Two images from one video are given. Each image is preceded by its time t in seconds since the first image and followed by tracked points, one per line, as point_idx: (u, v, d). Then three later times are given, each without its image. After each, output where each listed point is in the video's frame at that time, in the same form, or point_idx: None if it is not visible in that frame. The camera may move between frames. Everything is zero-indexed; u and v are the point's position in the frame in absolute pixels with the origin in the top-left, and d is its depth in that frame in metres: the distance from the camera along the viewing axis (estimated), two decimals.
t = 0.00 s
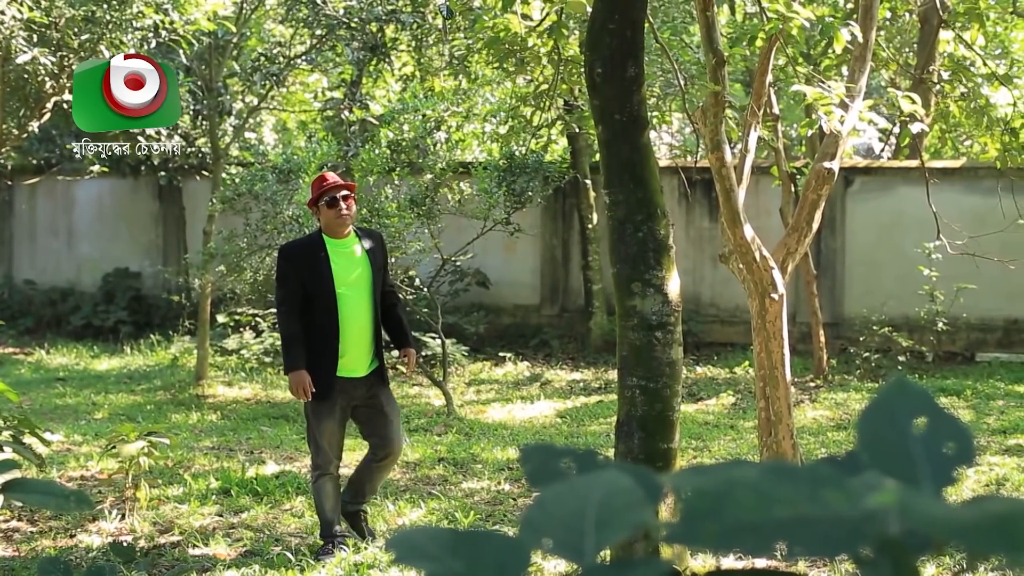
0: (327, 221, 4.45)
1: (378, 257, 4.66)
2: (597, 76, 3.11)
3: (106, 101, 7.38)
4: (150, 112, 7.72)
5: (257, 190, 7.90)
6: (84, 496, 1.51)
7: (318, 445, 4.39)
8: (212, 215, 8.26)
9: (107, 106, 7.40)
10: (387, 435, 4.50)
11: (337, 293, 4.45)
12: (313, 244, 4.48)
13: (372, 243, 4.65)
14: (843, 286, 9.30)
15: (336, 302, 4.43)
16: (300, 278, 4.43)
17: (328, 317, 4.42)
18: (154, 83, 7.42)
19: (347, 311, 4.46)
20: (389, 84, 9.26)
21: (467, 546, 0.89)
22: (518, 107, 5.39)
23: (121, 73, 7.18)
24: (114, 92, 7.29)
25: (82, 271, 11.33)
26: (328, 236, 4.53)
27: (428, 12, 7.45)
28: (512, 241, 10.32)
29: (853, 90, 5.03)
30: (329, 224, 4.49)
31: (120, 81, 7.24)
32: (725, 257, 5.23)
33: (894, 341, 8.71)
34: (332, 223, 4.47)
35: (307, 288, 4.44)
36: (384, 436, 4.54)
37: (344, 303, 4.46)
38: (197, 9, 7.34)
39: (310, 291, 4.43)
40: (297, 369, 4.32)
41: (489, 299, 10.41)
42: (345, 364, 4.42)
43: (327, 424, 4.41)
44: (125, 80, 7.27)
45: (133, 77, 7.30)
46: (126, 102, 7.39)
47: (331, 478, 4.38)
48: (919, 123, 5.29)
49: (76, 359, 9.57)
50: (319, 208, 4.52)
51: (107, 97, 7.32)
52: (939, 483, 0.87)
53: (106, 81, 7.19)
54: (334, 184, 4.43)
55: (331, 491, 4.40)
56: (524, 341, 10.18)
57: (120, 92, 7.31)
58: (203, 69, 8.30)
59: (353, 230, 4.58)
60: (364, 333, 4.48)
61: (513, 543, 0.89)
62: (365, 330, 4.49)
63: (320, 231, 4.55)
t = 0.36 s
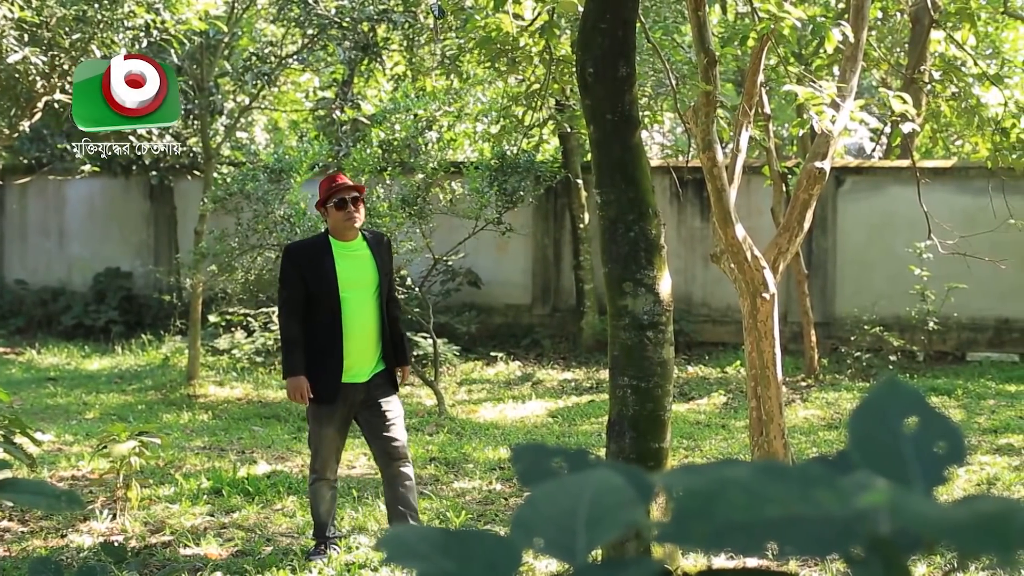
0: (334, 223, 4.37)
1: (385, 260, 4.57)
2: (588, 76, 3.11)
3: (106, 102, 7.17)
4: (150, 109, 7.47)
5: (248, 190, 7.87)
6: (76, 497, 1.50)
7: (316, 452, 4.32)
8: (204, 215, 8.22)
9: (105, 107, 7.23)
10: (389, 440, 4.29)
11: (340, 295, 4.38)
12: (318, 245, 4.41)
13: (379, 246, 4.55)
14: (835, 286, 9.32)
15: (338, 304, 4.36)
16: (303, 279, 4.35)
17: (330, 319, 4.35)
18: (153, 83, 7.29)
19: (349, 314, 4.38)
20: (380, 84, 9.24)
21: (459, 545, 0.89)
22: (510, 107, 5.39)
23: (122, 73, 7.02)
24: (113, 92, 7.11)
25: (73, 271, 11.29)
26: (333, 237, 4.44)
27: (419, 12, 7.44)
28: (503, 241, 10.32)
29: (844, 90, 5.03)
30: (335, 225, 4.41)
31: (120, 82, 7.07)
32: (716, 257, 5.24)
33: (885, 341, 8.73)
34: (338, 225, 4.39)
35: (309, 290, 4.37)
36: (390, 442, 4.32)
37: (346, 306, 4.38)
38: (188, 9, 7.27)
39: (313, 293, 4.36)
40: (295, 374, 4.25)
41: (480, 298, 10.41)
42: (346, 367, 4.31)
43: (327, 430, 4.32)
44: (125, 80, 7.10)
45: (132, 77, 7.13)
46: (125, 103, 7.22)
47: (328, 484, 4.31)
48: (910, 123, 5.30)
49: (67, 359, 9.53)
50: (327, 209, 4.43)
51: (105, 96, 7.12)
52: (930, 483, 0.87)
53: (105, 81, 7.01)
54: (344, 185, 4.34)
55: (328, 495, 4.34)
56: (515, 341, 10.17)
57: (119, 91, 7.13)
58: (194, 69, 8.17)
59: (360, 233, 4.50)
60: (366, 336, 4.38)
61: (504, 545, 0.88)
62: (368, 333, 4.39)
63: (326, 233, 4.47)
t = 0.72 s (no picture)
0: (361, 223, 4.31)
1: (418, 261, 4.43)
2: (578, 75, 3.10)
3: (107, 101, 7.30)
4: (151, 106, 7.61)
5: (238, 189, 7.86)
6: (64, 497, 1.47)
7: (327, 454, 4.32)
8: (193, 215, 8.17)
9: (108, 109, 7.36)
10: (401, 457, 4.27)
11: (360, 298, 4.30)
12: (343, 246, 4.36)
13: (411, 246, 4.42)
14: (824, 286, 9.35)
15: (357, 307, 4.28)
16: (325, 281, 4.32)
17: (348, 322, 4.29)
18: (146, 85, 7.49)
19: (370, 317, 4.29)
20: (369, 84, 9.19)
21: (448, 546, 0.88)
22: (499, 107, 5.37)
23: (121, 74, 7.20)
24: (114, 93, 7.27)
25: (62, 270, 11.23)
26: (362, 239, 4.37)
27: (408, 11, 7.42)
28: (493, 241, 10.31)
29: (833, 90, 5.04)
30: (364, 225, 4.35)
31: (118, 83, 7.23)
32: (706, 256, 5.24)
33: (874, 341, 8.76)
34: (367, 225, 4.33)
35: (331, 291, 4.34)
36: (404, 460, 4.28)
37: (368, 309, 4.30)
38: (176, 7, 7.37)
39: (335, 295, 4.32)
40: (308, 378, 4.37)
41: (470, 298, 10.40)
42: (362, 372, 4.25)
43: (341, 434, 4.30)
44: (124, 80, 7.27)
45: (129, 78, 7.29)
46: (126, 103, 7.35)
47: (334, 488, 4.30)
48: (899, 123, 5.32)
49: (55, 359, 9.47)
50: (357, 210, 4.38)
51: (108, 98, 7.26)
52: (919, 482, 0.87)
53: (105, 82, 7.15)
54: (371, 185, 4.29)
55: (332, 496, 4.33)
56: (505, 340, 10.17)
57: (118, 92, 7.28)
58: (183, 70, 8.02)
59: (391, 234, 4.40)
60: (390, 340, 4.29)
61: (493, 545, 0.88)
62: (390, 337, 4.30)
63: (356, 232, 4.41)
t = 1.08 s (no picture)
0: (381, 218, 4.23)
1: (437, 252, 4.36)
2: (572, 72, 3.09)
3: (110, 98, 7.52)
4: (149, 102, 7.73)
5: (232, 187, 7.78)
6: (59, 493, 1.46)
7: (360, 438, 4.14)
8: (186, 211, 8.13)
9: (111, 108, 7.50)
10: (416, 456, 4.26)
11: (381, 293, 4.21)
12: (362, 241, 4.28)
13: (430, 238, 4.33)
14: (817, 282, 9.36)
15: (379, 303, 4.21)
16: (344, 278, 4.25)
17: (369, 318, 4.20)
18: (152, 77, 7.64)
19: (393, 312, 4.22)
20: (364, 80, 9.15)
21: (442, 542, 0.88)
22: (493, 104, 5.36)
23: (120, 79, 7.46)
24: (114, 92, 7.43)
25: (56, 267, 11.20)
26: (382, 233, 4.28)
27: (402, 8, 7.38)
28: (486, 238, 10.31)
29: (827, 86, 5.04)
30: (384, 219, 4.26)
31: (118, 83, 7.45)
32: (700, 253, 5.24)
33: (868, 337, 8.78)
34: (388, 218, 4.24)
35: (353, 287, 4.25)
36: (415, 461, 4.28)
37: (389, 304, 4.22)
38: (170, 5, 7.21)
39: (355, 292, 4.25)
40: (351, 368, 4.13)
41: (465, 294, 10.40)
42: (385, 367, 4.19)
43: (374, 417, 4.17)
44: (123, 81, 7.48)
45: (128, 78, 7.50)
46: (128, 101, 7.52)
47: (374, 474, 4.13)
48: (893, 119, 5.32)
49: (49, 355, 9.44)
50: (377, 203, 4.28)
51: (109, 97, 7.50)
52: (913, 478, 0.87)
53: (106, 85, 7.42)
54: (392, 177, 4.20)
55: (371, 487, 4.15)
56: (499, 337, 10.17)
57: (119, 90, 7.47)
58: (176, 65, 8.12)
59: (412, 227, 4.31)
60: (411, 337, 4.21)
61: (487, 541, 0.88)
62: (413, 331, 4.22)
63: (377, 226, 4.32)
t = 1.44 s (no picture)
0: (388, 217, 4.13)
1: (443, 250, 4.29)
2: (564, 70, 3.09)
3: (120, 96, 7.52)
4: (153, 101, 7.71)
5: (224, 183, 7.76)
6: (51, 491, 1.45)
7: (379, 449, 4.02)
8: (179, 209, 8.10)
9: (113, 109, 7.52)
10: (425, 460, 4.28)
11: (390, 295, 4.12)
12: (367, 240, 4.16)
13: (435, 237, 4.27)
14: (810, 280, 9.37)
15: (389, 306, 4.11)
16: (349, 280, 4.12)
17: (378, 321, 4.11)
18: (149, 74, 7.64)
19: (402, 314, 4.13)
20: (357, 78, 9.12)
21: (437, 539, 0.88)
22: (486, 102, 5.35)
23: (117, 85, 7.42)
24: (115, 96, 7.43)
25: (49, 264, 11.16)
26: (385, 232, 4.19)
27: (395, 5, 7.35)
28: (479, 236, 10.32)
29: (820, 84, 5.04)
30: (389, 219, 4.16)
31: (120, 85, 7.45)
32: (693, 250, 5.24)
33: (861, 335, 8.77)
34: (393, 218, 4.15)
35: (357, 289, 4.14)
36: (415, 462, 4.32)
37: (398, 306, 4.13)
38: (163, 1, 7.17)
39: (360, 294, 4.14)
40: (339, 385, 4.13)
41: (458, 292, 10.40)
42: (396, 374, 4.11)
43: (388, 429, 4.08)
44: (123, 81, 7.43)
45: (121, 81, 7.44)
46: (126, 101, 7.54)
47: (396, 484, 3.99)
48: (886, 117, 5.33)
49: (42, 353, 9.41)
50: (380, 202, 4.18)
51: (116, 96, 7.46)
52: (906, 476, 0.86)
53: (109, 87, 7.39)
54: (396, 177, 4.12)
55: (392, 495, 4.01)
56: (491, 335, 10.16)
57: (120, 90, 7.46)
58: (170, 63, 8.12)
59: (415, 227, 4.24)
60: (422, 339, 4.16)
61: (480, 538, 0.88)
62: (422, 335, 4.16)
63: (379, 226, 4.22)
